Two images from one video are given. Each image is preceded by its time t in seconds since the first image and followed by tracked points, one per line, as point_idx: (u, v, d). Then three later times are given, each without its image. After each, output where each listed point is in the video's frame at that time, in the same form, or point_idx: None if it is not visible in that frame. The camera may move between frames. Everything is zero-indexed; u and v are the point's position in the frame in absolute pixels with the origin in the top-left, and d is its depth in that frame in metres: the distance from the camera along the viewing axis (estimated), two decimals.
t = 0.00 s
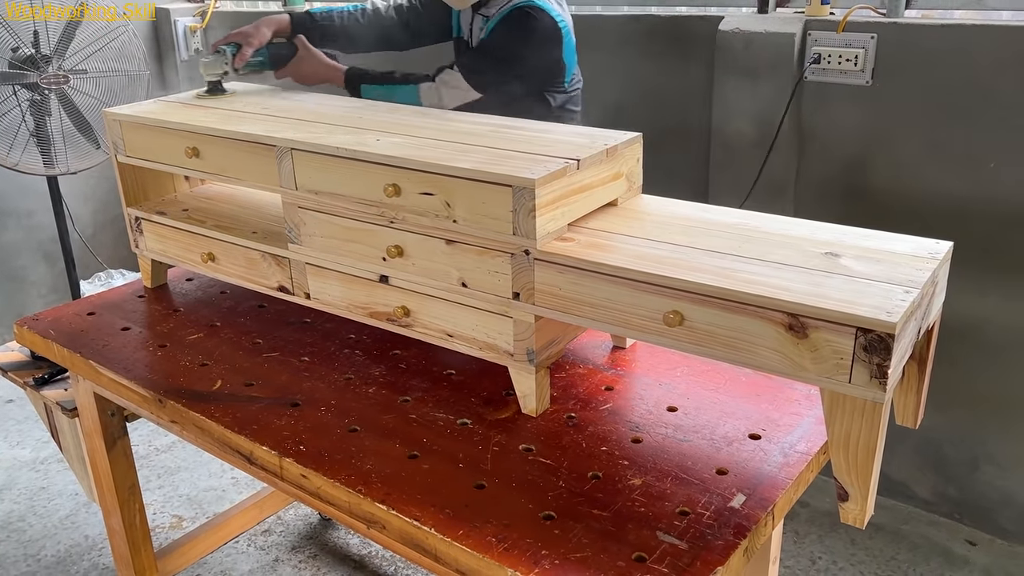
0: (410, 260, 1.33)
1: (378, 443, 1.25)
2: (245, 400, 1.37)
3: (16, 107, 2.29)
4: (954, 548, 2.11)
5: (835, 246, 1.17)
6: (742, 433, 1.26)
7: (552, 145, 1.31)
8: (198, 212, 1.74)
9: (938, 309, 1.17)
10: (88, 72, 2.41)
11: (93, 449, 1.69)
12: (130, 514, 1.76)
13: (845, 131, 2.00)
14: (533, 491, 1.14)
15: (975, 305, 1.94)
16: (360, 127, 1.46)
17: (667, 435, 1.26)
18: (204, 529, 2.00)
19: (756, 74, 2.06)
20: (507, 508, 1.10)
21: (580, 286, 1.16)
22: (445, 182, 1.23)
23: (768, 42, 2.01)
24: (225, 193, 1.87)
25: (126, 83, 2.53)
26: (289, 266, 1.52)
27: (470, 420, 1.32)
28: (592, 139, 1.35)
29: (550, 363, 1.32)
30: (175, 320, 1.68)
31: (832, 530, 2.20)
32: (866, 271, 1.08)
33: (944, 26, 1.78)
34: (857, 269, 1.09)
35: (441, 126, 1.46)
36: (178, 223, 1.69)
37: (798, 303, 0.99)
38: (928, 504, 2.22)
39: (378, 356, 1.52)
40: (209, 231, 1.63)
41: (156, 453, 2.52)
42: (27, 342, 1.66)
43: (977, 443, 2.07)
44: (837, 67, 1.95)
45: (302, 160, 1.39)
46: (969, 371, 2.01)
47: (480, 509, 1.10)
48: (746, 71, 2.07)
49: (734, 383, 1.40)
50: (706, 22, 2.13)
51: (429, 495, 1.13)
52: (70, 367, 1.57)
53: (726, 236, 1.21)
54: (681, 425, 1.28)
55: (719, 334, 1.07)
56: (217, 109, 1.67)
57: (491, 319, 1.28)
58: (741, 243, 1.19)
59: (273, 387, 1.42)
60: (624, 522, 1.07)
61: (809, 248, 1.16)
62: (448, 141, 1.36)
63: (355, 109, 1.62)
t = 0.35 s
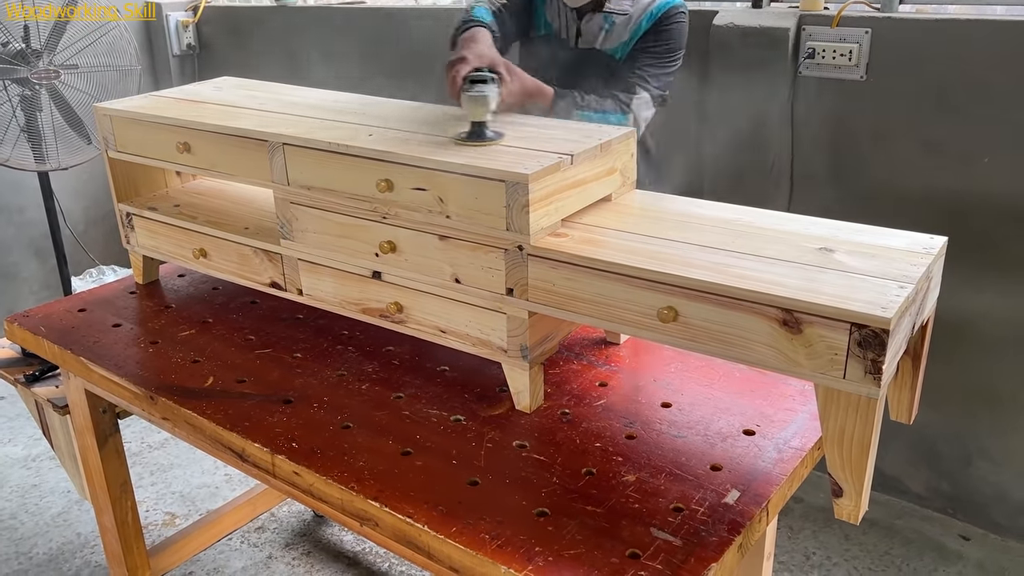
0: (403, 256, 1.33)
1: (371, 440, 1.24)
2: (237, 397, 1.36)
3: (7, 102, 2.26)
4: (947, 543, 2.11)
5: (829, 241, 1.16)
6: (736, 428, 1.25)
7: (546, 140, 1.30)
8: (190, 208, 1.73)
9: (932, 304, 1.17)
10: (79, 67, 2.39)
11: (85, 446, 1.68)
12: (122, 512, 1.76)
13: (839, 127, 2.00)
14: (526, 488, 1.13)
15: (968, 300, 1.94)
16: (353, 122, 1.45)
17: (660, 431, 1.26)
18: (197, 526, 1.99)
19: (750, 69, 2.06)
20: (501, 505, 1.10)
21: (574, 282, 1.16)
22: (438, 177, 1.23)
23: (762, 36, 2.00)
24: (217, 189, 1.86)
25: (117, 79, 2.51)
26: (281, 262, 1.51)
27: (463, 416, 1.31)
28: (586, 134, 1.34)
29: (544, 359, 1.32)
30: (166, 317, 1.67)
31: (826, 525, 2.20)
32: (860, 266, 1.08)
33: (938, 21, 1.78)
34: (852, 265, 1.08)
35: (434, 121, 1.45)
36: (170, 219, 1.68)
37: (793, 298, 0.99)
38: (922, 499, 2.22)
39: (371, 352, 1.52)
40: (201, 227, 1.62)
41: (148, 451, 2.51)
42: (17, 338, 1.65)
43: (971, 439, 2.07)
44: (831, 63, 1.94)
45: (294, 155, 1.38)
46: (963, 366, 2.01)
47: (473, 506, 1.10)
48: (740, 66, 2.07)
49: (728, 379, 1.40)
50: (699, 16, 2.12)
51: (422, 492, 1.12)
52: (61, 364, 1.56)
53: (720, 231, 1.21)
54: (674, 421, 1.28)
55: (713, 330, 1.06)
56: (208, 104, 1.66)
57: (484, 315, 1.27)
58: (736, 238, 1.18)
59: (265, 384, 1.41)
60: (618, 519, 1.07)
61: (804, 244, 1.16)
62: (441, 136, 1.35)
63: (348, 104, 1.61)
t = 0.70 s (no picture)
0: (399, 255, 1.32)
1: (368, 439, 1.24)
2: (234, 396, 1.36)
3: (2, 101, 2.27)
4: (944, 540, 2.12)
5: (826, 239, 1.16)
6: (733, 426, 1.26)
7: (542, 138, 1.30)
8: (185, 207, 1.72)
9: (929, 302, 1.17)
10: (75, 65, 2.38)
11: (81, 445, 1.68)
12: (118, 511, 1.75)
13: (835, 124, 2.00)
14: (524, 486, 1.13)
15: (965, 298, 1.94)
16: (348, 120, 1.45)
17: (658, 429, 1.26)
18: (194, 526, 1.99)
19: (746, 67, 2.06)
20: (498, 503, 1.10)
21: (571, 280, 1.16)
22: (434, 175, 1.22)
23: (759, 34, 2.00)
24: (212, 187, 1.86)
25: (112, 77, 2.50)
26: (277, 261, 1.51)
27: (460, 415, 1.31)
28: (582, 132, 1.34)
29: (541, 357, 1.32)
30: (162, 316, 1.67)
31: (823, 522, 2.20)
32: (856, 264, 1.08)
33: (934, 18, 1.78)
34: (848, 262, 1.08)
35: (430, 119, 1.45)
36: (165, 218, 1.67)
37: (789, 296, 0.99)
38: (918, 496, 2.23)
39: (367, 351, 1.51)
40: (196, 225, 1.62)
41: (145, 450, 2.51)
42: (13, 338, 1.65)
43: (966, 436, 2.08)
44: (828, 60, 1.94)
45: (290, 154, 1.38)
46: (959, 363, 2.02)
47: (471, 504, 1.10)
48: (735, 64, 2.07)
49: (725, 377, 1.40)
50: (695, 14, 2.12)
51: (419, 491, 1.12)
52: (56, 364, 1.55)
53: (717, 229, 1.21)
54: (672, 419, 1.28)
55: (709, 328, 1.06)
56: (204, 102, 1.66)
57: (481, 314, 1.27)
58: (733, 237, 1.18)
59: (262, 383, 1.41)
60: (615, 517, 1.07)
61: (800, 241, 1.16)
62: (438, 134, 1.35)
63: (344, 102, 1.60)
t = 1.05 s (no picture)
0: (396, 255, 1.33)
1: (365, 438, 1.25)
2: (231, 395, 1.37)
3: None
4: (939, 538, 2.13)
5: (820, 239, 1.17)
6: (728, 425, 1.26)
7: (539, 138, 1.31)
8: (183, 207, 1.72)
9: (923, 301, 1.18)
10: (71, 66, 2.39)
11: (78, 445, 1.68)
12: (115, 511, 1.75)
13: (830, 124, 2.01)
14: (520, 485, 1.14)
15: (959, 297, 1.95)
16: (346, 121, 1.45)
17: (654, 428, 1.26)
18: (192, 526, 1.99)
19: (741, 67, 2.06)
20: (495, 502, 1.10)
21: (567, 280, 1.16)
22: (431, 175, 1.23)
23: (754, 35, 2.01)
24: (210, 188, 1.86)
25: (110, 77, 2.50)
26: (274, 261, 1.51)
27: (457, 414, 1.31)
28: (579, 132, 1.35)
29: (538, 357, 1.32)
30: (159, 316, 1.67)
31: (819, 521, 2.21)
32: (851, 263, 1.08)
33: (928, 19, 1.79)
34: (843, 262, 1.09)
35: (427, 120, 1.46)
36: (163, 219, 1.67)
37: (784, 295, 0.99)
38: (914, 495, 2.24)
39: (364, 351, 1.52)
40: (194, 226, 1.62)
41: (142, 450, 2.51)
42: (10, 338, 1.65)
43: (961, 435, 2.09)
44: (823, 61, 1.95)
45: (287, 154, 1.38)
46: (954, 363, 2.03)
47: (468, 503, 1.10)
48: (731, 64, 2.08)
49: (720, 376, 1.40)
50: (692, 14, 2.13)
51: (416, 490, 1.13)
52: (54, 364, 1.56)
53: (713, 229, 1.22)
54: (668, 418, 1.29)
55: (705, 327, 1.07)
56: (202, 103, 1.66)
57: (478, 314, 1.28)
58: (728, 236, 1.19)
59: (259, 383, 1.41)
60: (611, 515, 1.07)
61: (795, 241, 1.17)
62: (435, 134, 1.35)
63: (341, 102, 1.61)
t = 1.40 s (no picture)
0: (392, 252, 1.32)
1: (361, 436, 1.24)
2: (227, 394, 1.36)
3: None
4: (936, 536, 2.13)
5: (818, 237, 1.17)
6: (725, 423, 1.26)
7: (536, 136, 1.30)
8: (178, 205, 1.72)
9: (920, 298, 1.17)
10: (66, 63, 2.38)
11: (74, 444, 1.68)
12: (112, 511, 1.75)
13: (828, 121, 2.00)
14: (517, 483, 1.14)
15: (956, 295, 1.95)
16: (341, 118, 1.45)
17: (651, 426, 1.26)
18: (188, 525, 1.99)
19: (739, 64, 2.06)
20: (492, 500, 1.10)
21: (565, 278, 1.16)
22: (427, 173, 1.22)
23: (751, 32, 2.01)
24: (206, 186, 1.85)
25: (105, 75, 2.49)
26: (270, 259, 1.51)
27: (454, 413, 1.31)
28: (576, 130, 1.34)
29: (535, 355, 1.32)
30: (155, 314, 1.67)
31: (816, 519, 2.21)
32: (849, 261, 1.08)
33: (925, 15, 1.79)
34: (841, 260, 1.09)
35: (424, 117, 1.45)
36: (158, 217, 1.67)
37: (781, 293, 0.99)
38: (911, 493, 2.24)
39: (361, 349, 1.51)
40: (190, 224, 1.62)
41: (138, 449, 2.50)
42: (5, 337, 1.64)
43: (958, 432, 2.09)
44: (821, 58, 1.95)
45: (283, 151, 1.38)
46: (951, 360, 2.03)
47: (465, 501, 1.10)
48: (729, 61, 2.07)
49: (718, 373, 1.40)
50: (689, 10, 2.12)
51: (413, 489, 1.12)
52: (49, 362, 1.55)
53: (710, 227, 1.21)
54: (665, 416, 1.28)
55: (703, 325, 1.07)
56: (197, 100, 1.65)
57: (475, 312, 1.27)
58: (726, 234, 1.18)
59: (255, 381, 1.40)
60: (608, 513, 1.07)
61: (793, 238, 1.16)
62: (431, 132, 1.35)
63: (336, 100, 1.60)
